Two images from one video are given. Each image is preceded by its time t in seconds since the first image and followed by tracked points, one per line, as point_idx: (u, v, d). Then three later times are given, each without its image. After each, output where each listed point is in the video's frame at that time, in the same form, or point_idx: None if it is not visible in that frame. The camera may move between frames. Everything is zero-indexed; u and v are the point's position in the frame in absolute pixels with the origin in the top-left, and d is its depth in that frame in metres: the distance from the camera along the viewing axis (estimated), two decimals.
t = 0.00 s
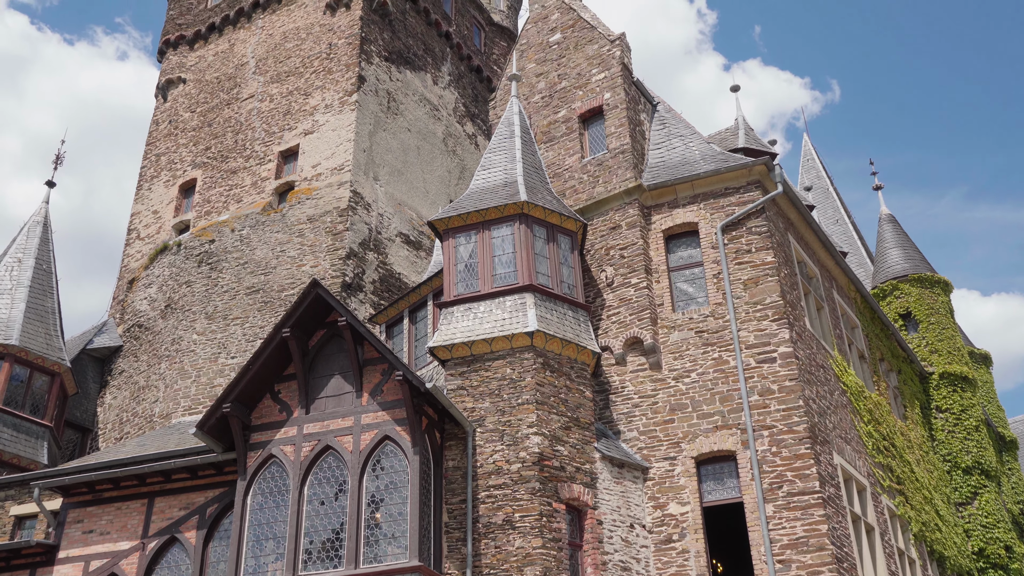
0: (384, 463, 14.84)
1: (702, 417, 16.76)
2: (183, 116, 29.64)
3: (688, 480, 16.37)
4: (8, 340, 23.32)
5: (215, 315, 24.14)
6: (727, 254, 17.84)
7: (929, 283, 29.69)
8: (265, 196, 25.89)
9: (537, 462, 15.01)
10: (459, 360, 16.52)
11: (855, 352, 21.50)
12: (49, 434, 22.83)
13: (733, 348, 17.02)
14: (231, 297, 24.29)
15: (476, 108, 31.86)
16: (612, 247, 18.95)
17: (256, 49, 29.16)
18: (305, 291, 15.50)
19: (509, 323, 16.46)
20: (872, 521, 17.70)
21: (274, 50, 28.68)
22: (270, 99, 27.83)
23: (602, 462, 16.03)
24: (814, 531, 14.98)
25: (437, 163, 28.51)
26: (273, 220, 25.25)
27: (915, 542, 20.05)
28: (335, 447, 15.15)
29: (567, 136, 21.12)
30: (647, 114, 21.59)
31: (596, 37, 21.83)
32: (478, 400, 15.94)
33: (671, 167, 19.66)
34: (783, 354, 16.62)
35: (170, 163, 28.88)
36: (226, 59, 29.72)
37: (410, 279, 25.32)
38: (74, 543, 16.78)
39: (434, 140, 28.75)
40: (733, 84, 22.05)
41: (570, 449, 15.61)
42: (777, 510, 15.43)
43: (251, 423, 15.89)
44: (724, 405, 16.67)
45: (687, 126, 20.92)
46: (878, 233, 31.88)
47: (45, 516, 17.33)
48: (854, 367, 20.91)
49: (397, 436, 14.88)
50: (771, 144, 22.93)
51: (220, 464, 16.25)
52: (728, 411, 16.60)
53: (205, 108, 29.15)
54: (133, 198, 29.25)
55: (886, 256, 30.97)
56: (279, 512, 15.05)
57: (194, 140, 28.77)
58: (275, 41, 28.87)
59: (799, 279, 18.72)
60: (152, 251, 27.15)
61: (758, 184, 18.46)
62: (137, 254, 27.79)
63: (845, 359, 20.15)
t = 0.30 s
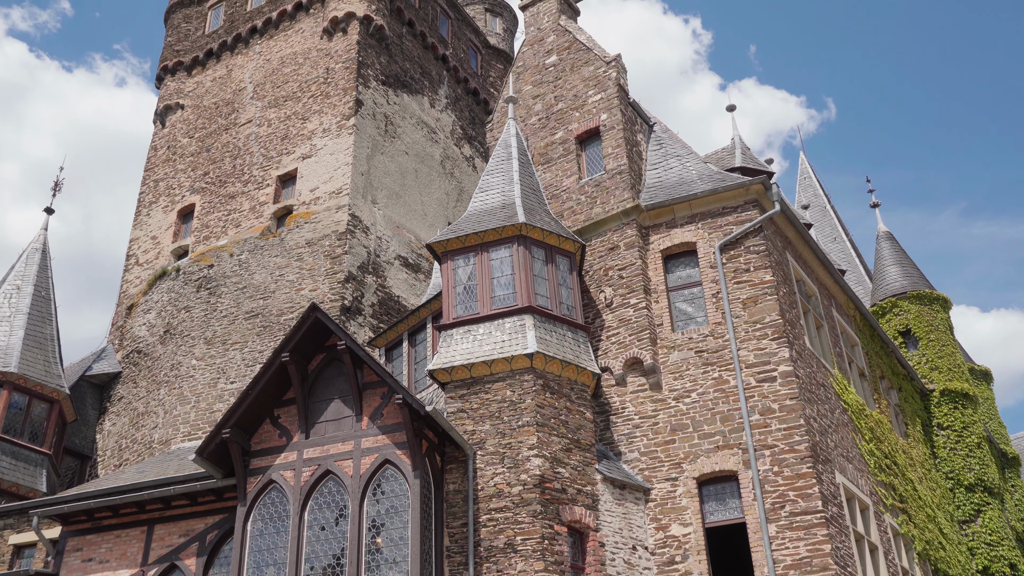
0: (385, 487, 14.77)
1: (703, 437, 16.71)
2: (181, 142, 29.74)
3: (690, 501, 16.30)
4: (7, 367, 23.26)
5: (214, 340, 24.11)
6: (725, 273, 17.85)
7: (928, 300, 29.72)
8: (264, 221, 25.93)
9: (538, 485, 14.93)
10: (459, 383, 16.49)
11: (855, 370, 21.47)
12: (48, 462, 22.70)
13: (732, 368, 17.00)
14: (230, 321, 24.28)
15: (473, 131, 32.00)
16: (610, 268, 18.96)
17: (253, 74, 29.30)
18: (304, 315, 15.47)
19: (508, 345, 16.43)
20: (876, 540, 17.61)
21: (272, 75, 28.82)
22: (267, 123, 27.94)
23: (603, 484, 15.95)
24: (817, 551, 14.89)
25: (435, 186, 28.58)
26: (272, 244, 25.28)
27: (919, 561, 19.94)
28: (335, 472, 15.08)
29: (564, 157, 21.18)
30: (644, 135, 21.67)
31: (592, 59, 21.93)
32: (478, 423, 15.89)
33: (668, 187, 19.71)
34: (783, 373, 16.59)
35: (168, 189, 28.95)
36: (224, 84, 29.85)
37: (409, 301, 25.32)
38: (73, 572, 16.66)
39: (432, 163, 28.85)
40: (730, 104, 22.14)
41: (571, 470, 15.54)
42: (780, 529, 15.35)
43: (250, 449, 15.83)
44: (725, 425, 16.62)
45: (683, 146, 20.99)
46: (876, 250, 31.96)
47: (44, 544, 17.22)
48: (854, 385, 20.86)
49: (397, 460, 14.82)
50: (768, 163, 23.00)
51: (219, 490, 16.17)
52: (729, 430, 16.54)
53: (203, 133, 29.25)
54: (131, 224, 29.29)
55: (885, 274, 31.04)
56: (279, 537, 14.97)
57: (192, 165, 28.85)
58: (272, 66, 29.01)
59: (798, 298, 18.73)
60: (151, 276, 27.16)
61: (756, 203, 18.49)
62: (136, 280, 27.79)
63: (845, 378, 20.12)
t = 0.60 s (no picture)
0: (382, 502, 14.72)
1: (701, 453, 16.67)
2: (180, 156, 29.79)
3: (687, 517, 16.25)
4: (4, 381, 23.18)
5: (211, 354, 24.08)
6: (723, 289, 17.87)
7: (926, 316, 29.81)
8: (262, 235, 25.95)
9: (535, 500, 14.88)
10: (456, 398, 16.47)
11: (853, 386, 21.46)
12: (44, 476, 22.57)
13: (731, 384, 16.99)
14: (228, 335, 24.25)
15: (472, 146, 32.11)
16: (609, 283, 18.98)
17: (253, 89, 29.39)
18: (301, 329, 15.44)
19: (506, 360, 16.42)
20: (874, 557, 17.56)
21: (271, 90, 28.90)
22: (267, 138, 28.00)
23: (600, 499, 15.91)
24: (815, 567, 14.83)
25: (433, 201, 28.63)
26: (270, 258, 25.29)
27: None
28: (332, 486, 15.04)
29: (563, 172, 21.23)
30: (642, 150, 21.73)
31: (591, 74, 22.02)
32: (476, 438, 15.86)
33: (666, 203, 19.75)
34: (781, 389, 16.58)
35: (167, 203, 28.98)
36: (223, 99, 29.94)
37: (407, 316, 25.33)
38: None
39: (431, 178, 28.91)
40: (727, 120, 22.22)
41: (568, 486, 15.49)
42: (777, 546, 15.29)
43: (247, 463, 15.79)
44: (723, 441, 16.59)
45: (682, 162, 21.05)
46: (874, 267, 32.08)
47: (39, 559, 17.14)
48: (852, 401, 20.85)
49: (394, 474, 14.77)
50: (766, 179, 23.06)
51: (216, 504, 16.11)
52: (727, 446, 16.51)
53: (202, 147, 29.31)
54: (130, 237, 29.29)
55: (883, 290, 31.14)
56: (276, 552, 14.91)
57: (191, 179, 28.89)
58: (272, 81, 29.10)
59: (795, 313, 18.74)
60: (149, 290, 27.16)
61: (753, 219, 18.53)
62: (134, 293, 27.78)
63: (843, 394, 20.11)
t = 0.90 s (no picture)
0: (377, 513, 14.68)
1: (697, 464, 16.65)
2: (177, 166, 29.80)
3: (684, 528, 16.22)
4: None
5: (207, 364, 24.04)
6: (720, 300, 17.88)
7: (922, 327, 29.93)
8: (259, 244, 25.95)
9: (531, 511, 14.85)
10: (453, 408, 16.44)
11: (850, 397, 21.47)
12: (38, 486, 22.45)
13: (727, 395, 16.98)
14: (224, 345, 24.21)
15: (469, 156, 32.15)
16: (605, 293, 19.00)
17: (250, 99, 29.44)
18: (298, 339, 15.41)
19: (503, 371, 16.40)
20: (871, 568, 17.55)
21: (268, 100, 28.95)
22: (264, 148, 28.03)
23: (597, 510, 15.86)
24: None
25: (430, 211, 28.64)
26: (267, 268, 25.28)
27: None
28: (328, 497, 15.00)
29: (560, 183, 21.26)
30: (639, 161, 21.77)
31: (588, 86, 22.07)
32: (472, 448, 15.83)
33: (663, 214, 19.77)
34: (777, 401, 16.58)
35: (163, 213, 28.97)
36: (221, 109, 29.97)
37: (404, 326, 25.31)
38: None
39: (428, 188, 28.93)
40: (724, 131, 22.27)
41: (564, 497, 15.46)
42: (774, 557, 15.26)
43: (242, 474, 15.75)
44: (719, 452, 16.57)
45: (678, 173, 21.09)
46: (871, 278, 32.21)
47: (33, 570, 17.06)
48: (849, 412, 20.86)
49: (390, 485, 14.73)
50: (762, 190, 23.11)
51: (211, 515, 16.05)
52: (724, 457, 16.49)
53: (199, 157, 29.33)
54: (126, 247, 29.27)
55: (880, 301, 31.27)
56: (271, 563, 14.86)
57: (188, 189, 28.89)
58: (269, 91, 29.14)
59: (792, 324, 18.75)
60: (145, 300, 27.13)
61: (750, 230, 18.56)
62: (130, 303, 27.74)
63: (840, 405, 20.11)
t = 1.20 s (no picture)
0: (376, 518, 14.65)
1: (696, 469, 16.64)
2: (175, 171, 29.81)
3: (682, 534, 16.20)
4: None
5: (206, 370, 24.02)
6: (718, 305, 17.89)
7: (921, 333, 29.97)
8: (257, 250, 25.96)
9: (530, 517, 14.82)
10: (451, 414, 16.44)
11: (848, 402, 21.46)
12: (36, 492, 22.38)
13: (726, 400, 16.98)
14: (223, 351, 24.20)
15: (468, 161, 32.18)
16: (604, 299, 19.01)
17: (249, 105, 29.46)
18: (296, 345, 15.40)
19: (501, 376, 16.39)
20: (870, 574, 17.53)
21: (267, 106, 28.97)
22: (262, 153, 28.05)
23: (596, 516, 15.84)
24: None
25: (429, 217, 28.64)
26: (265, 274, 25.28)
27: None
28: (327, 503, 14.99)
29: (558, 189, 21.27)
30: (637, 166, 21.79)
31: (586, 91, 22.10)
32: (471, 454, 15.82)
33: (661, 219, 19.79)
34: (776, 406, 16.57)
35: (162, 219, 28.97)
36: (219, 114, 30.00)
37: (403, 331, 25.30)
38: None
39: (426, 194, 28.94)
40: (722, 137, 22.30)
41: (563, 503, 15.43)
42: (773, 563, 15.22)
43: (240, 479, 15.73)
44: (718, 457, 16.56)
45: (676, 178, 21.11)
46: (869, 283, 32.26)
47: None
48: (848, 417, 20.85)
49: (389, 490, 14.71)
50: (761, 195, 23.12)
51: (209, 520, 16.01)
52: (723, 462, 16.48)
53: (198, 162, 29.34)
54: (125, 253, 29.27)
55: (878, 306, 31.31)
56: (269, 569, 14.84)
57: (186, 195, 28.89)
58: (268, 97, 29.17)
59: (790, 330, 18.76)
60: (144, 305, 27.12)
61: (748, 235, 18.57)
62: (128, 309, 27.73)
63: (838, 410, 20.10)
